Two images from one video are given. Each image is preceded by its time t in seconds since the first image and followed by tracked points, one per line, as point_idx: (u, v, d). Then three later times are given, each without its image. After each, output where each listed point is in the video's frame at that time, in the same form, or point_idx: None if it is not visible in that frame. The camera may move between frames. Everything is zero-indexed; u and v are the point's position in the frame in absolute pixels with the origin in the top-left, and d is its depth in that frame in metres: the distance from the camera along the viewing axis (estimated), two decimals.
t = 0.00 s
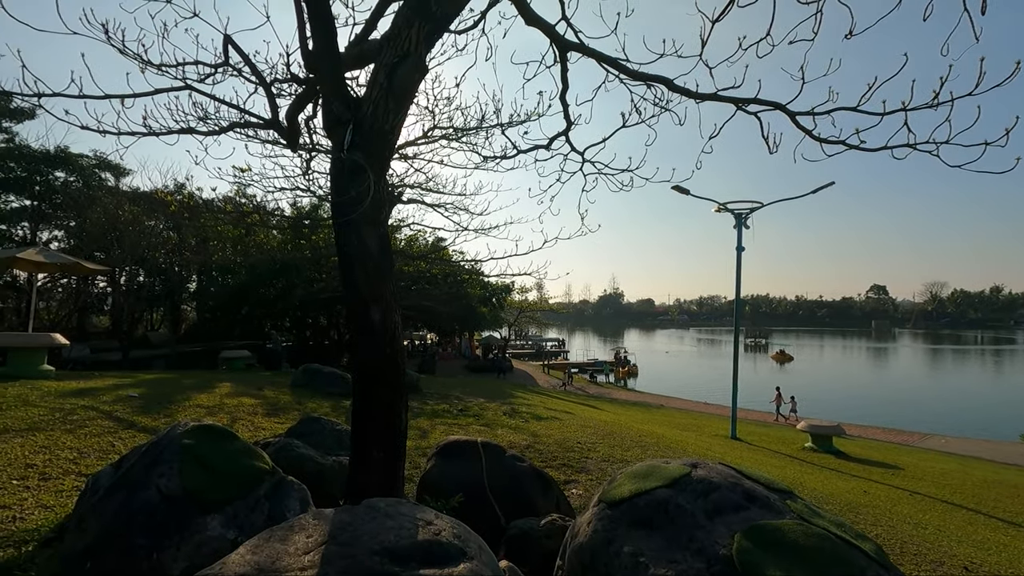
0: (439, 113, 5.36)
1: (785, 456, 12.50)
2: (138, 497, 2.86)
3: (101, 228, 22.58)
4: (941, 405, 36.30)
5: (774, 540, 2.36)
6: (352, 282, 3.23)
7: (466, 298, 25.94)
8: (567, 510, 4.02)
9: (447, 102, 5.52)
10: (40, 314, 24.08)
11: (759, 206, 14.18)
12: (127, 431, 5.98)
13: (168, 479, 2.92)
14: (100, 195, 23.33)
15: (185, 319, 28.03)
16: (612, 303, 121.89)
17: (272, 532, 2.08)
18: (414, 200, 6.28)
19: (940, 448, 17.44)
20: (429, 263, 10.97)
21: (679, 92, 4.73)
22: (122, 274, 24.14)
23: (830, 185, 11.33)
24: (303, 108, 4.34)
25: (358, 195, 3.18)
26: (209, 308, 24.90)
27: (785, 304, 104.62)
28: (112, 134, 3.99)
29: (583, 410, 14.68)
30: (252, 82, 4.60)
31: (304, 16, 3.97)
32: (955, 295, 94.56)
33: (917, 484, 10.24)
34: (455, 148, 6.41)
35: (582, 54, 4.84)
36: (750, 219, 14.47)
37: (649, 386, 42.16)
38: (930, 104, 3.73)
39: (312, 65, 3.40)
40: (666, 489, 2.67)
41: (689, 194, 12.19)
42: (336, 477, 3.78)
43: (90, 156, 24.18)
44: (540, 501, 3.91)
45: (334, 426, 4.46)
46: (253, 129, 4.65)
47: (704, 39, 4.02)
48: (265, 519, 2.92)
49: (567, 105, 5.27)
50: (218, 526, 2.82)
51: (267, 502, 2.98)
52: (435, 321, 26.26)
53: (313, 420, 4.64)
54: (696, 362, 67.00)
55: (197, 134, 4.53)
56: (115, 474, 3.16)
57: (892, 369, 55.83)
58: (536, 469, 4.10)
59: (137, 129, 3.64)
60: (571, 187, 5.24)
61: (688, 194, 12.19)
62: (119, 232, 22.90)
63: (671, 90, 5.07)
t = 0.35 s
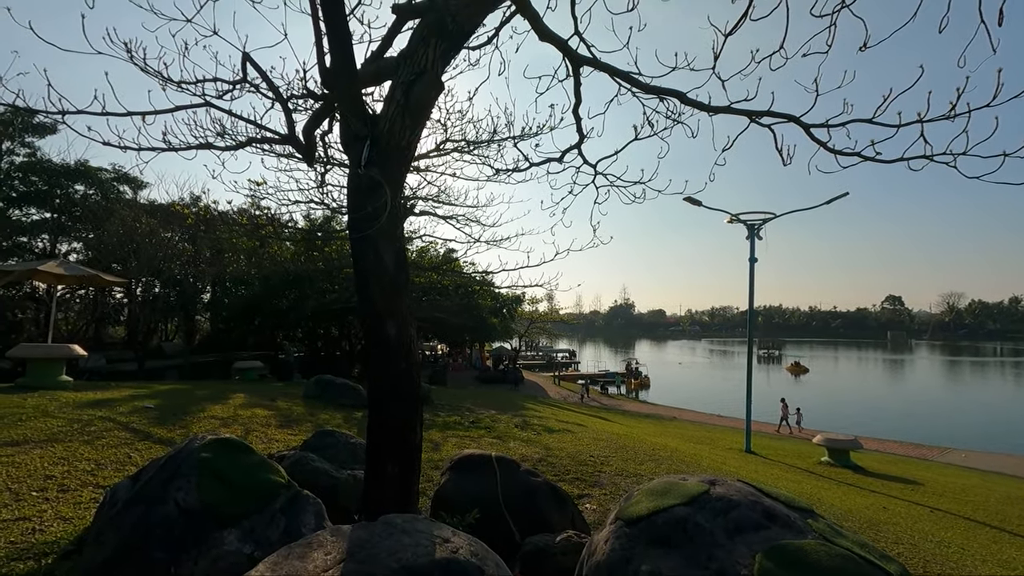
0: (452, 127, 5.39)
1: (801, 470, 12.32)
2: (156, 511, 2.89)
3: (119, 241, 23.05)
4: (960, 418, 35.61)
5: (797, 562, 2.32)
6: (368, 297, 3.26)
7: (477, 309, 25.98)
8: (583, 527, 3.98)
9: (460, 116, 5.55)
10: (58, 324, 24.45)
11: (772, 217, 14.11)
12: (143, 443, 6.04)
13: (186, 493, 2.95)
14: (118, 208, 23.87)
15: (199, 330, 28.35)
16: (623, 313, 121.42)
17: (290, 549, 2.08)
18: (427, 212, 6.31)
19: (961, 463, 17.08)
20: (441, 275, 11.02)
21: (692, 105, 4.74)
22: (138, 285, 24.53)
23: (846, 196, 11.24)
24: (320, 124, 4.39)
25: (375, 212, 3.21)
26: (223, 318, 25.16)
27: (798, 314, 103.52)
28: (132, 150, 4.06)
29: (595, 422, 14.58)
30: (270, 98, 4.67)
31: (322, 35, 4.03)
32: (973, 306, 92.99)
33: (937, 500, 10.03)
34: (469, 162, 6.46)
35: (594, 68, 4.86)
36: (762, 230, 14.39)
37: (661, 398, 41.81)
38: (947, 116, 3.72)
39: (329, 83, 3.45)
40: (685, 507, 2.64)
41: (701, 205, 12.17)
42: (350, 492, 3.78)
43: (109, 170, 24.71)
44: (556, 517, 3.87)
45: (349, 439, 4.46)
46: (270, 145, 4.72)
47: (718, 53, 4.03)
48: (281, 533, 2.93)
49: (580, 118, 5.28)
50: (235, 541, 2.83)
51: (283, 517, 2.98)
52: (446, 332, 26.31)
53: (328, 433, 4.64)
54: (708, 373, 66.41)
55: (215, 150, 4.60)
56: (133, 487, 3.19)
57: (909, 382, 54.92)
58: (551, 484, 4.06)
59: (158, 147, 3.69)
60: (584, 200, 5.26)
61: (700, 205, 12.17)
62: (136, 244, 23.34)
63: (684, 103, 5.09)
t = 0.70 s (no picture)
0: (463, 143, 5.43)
1: (815, 487, 12.14)
2: (171, 528, 2.90)
3: (132, 255, 23.42)
4: (977, 434, 34.96)
5: None
6: (381, 311, 3.27)
7: (485, 323, 25.99)
8: (596, 545, 3.94)
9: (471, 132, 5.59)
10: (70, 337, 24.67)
11: (781, 231, 14.07)
12: (154, 457, 6.06)
13: (201, 509, 2.95)
14: (132, 223, 24.30)
15: (209, 343, 28.55)
16: (631, 327, 120.92)
17: (306, 568, 2.08)
18: (437, 227, 6.34)
19: (978, 480, 16.76)
20: (450, 289, 11.06)
21: (703, 121, 4.77)
22: (149, 299, 24.81)
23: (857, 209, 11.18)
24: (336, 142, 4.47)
25: (390, 228, 3.23)
26: (233, 331, 25.33)
27: (808, 328, 102.60)
28: (149, 166, 4.11)
29: (605, 437, 14.47)
30: (285, 116, 4.73)
31: (337, 54, 4.09)
32: (986, 320, 91.74)
33: (955, 519, 9.84)
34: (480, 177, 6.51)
35: (605, 85, 4.91)
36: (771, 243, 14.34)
37: (670, 412, 41.44)
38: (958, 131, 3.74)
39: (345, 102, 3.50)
40: (702, 527, 2.60)
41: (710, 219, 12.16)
42: (362, 508, 3.76)
43: (124, 185, 25.16)
44: (569, 535, 3.83)
45: (360, 455, 4.45)
46: (285, 161, 4.77)
47: (728, 70, 4.06)
48: (294, 550, 2.93)
49: (590, 135, 5.33)
50: (249, 558, 2.84)
51: (296, 534, 2.98)
52: (454, 345, 26.31)
53: (339, 448, 4.63)
54: (717, 387, 65.82)
55: (230, 166, 4.66)
56: (146, 502, 3.19)
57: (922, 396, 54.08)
58: (564, 502, 4.03)
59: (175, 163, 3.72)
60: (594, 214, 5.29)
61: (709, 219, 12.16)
62: (148, 258, 23.70)
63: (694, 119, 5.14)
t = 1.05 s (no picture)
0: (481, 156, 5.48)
1: (835, 501, 11.91)
2: (195, 540, 2.90)
3: (151, 266, 23.85)
4: (1001, 449, 34.09)
5: None
6: (404, 326, 3.29)
7: (498, 334, 25.99)
8: (618, 561, 3.91)
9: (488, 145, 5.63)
10: (90, 347, 25.07)
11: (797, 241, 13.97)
12: (174, 468, 6.12)
13: (226, 522, 2.96)
14: (151, 235, 24.78)
15: (224, 353, 28.86)
16: (644, 338, 120.17)
17: None
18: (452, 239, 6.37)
19: (1004, 496, 16.33)
20: (465, 300, 11.10)
21: (720, 133, 4.77)
22: (167, 310, 25.19)
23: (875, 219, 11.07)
24: (356, 156, 4.53)
25: (413, 242, 3.26)
26: (248, 342, 25.60)
27: (824, 339, 101.21)
28: (173, 182, 4.18)
29: (619, 449, 14.35)
30: (305, 130, 4.79)
31: (358, 70, 4.15)
32: (1008, 331, 89.83)
33: (982, 536, 9.59)
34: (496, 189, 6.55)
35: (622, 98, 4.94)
36: (788, 253, 14.21)
37: (684, 425, 40.99)
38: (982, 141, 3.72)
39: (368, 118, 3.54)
40: (730, 544, 2.59)
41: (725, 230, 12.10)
42: (383, 521, 3.76)
43: (144, 198, 25.71)
44: (590, 551, 3.80)
45: (379, 468, 4.46)
46: (305, 175, 4.83)
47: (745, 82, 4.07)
48: (317, 563, 2.93)
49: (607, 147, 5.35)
50: (272, 571, 2.84)
51: (318, 547, 2.99)
52: (467, 356, 26.33)
53: (358, 461, 4.63)
54: (732, 399, 65.01)
55: (252, 180, 4.73)
56: (171, 514, 3.21)
57: (943, 409, 52.99)
58: (585, 517, 4.00)
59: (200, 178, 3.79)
60: (611, 226, 5.30)
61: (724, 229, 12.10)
62: (167, 269, 24.13)
63: (711, 130, 5.16)
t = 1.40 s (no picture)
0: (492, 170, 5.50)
1: (849, 518, 11.74)
2: (214, 556, 2.89)
3: (161, 279, 24.07)
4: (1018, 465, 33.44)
5: None
6: (421, 341, 3.29)
7: (505, 347, 25.93)
8: None
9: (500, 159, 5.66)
10: (100, 360, 25.24)
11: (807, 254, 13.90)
12: (187, 482, 6.12)
13: (245, 539, 2.95)
14: (162, 248, 25.02)
15: (232, 366, 28.95)
16: (651, 350, 119.35)
17: None
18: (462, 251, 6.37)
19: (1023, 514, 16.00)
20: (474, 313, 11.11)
21: (733, 148, 4.78)
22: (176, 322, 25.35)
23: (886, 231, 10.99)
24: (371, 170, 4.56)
25: (431, 259, 3.27)
26: (256, 354, 25.69)
27: (834, 352, 100.20)
28: (189, 196, 4.21)
29: (629, 464, 14.22)
30: (320, 147, 4.84)
31: (374, 87, 4.19)
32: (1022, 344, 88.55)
33: (1001, 555, 9.40)
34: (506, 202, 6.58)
35: (634, 113, 4.97)
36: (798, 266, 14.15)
37: (693, 439, 40.58)
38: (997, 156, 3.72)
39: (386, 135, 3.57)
40: (754, 566, 2.76)
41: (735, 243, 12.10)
42: (398, 538, 3.74)
43: (155, 211, 25.98)
44: (606, 568, 3.78)
45: (394, 483, 4.44)
46: (319, 191, 4.86)
47: (758, 97, 4.10)
48: None
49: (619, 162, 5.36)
50: None
51: (336, 565, 2.99)
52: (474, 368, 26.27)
53: (372, 475, 4.62)
54: (741, 413, 64.30)
55: (266, 195, 4.76)
56: (187, 530, 3.20)
57: (956, 424, 52.25)
58: (602, 534, 3.96)
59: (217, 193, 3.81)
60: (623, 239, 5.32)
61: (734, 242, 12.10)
62: (177, 282, 24.35)
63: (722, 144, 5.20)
